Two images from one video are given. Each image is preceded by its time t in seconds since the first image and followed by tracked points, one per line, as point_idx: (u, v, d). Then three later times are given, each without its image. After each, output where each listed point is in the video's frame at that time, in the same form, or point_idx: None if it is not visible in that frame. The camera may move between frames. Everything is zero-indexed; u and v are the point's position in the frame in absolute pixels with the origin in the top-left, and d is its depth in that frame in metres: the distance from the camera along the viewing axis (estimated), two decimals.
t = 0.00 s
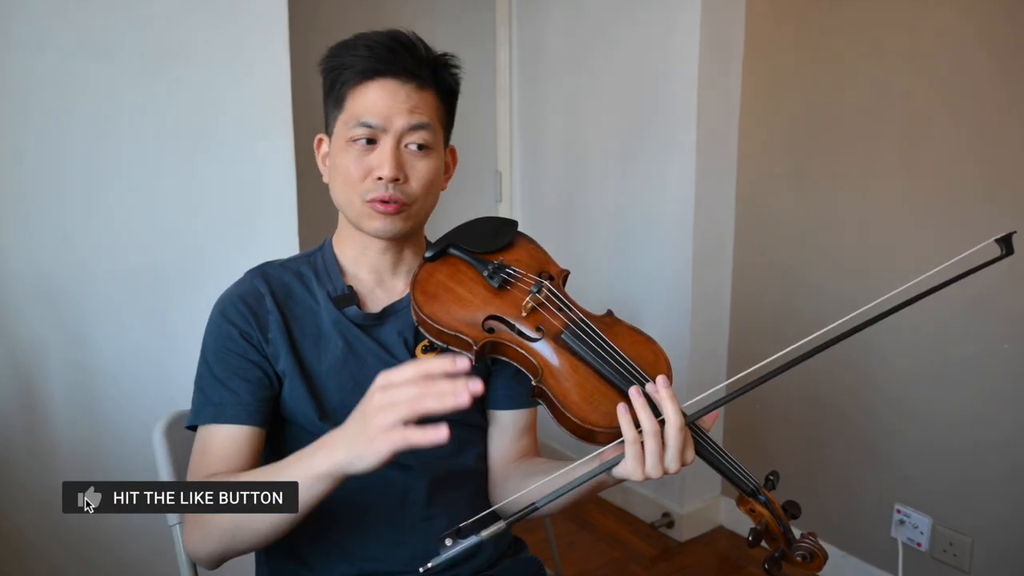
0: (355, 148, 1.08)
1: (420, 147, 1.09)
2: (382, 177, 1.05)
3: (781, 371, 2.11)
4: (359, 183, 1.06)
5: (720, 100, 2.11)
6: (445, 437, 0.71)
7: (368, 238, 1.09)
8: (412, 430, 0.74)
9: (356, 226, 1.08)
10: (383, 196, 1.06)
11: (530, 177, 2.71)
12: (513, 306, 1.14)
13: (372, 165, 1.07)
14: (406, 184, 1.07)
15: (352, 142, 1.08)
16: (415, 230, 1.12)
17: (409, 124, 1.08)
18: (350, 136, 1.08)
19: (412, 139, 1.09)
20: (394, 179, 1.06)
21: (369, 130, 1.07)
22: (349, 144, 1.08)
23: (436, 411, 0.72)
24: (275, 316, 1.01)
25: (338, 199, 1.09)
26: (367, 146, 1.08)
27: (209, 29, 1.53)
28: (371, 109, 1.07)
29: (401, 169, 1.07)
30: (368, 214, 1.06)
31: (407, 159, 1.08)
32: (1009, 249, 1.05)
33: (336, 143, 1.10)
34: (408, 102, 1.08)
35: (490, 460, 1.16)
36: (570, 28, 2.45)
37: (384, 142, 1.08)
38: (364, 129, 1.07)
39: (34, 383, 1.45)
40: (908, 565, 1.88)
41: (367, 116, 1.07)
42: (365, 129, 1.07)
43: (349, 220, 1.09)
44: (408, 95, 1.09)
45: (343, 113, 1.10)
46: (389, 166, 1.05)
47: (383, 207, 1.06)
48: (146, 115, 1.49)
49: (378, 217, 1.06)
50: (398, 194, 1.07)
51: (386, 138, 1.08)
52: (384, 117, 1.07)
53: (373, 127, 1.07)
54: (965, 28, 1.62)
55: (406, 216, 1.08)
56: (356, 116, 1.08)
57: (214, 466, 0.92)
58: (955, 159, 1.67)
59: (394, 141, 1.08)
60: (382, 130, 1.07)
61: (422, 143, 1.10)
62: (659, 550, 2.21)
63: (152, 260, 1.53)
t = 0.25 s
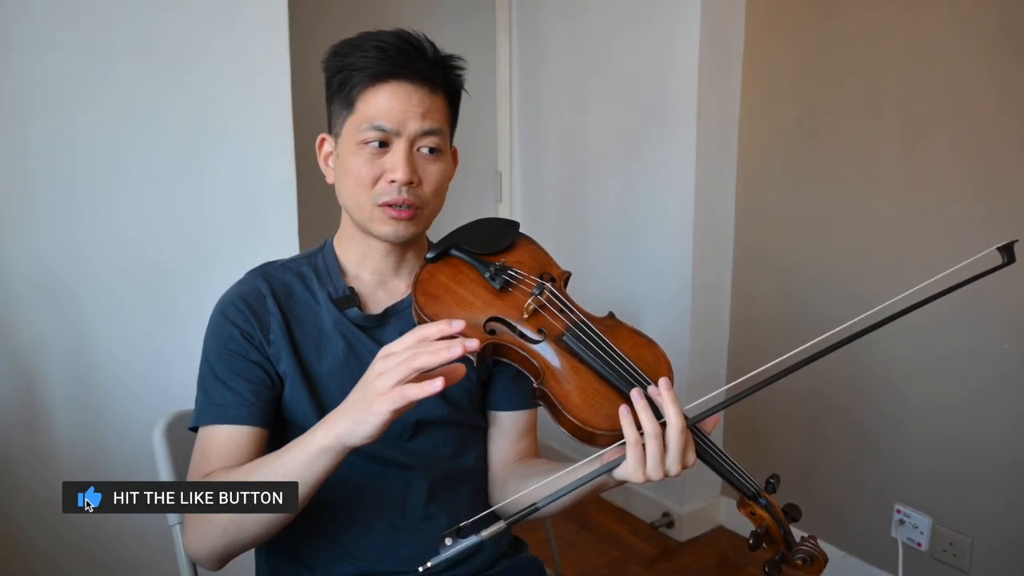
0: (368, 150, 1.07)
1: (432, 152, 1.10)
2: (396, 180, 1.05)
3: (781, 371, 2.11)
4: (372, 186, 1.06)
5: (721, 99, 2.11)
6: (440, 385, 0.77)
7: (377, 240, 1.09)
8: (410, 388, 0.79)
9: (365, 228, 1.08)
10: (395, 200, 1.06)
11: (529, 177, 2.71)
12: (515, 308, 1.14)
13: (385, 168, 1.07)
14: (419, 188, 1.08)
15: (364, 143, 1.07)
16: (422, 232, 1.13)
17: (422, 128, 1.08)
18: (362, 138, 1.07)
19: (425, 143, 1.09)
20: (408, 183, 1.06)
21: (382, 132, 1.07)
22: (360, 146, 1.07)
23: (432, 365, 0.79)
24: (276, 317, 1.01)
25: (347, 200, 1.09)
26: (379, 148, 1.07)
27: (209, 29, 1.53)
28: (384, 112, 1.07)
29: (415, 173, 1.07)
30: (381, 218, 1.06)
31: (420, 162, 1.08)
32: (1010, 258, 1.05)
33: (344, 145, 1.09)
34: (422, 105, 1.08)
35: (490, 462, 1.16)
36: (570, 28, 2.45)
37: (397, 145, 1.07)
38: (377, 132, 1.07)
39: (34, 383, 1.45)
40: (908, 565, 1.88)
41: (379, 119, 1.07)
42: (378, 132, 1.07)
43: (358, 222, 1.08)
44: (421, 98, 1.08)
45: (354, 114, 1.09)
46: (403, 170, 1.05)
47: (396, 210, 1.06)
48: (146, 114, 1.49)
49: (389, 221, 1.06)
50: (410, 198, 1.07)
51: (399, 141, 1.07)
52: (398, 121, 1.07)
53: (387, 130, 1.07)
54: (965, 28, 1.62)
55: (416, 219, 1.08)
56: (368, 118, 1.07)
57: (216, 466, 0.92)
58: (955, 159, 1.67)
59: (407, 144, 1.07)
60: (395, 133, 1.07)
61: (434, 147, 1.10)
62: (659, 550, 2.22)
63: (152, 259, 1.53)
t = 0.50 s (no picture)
0: (370, 151, 1.07)
1: (434, 152, 1.10)
2: (399, 181, 1.05)
3: (781, 371, 2.11)
4: (374, 187, 1.06)
5: (720, 99, 2.11)
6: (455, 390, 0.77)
7: (377, 241, 1.09)
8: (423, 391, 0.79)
9: (366, 230, 1.08)
10: (398, 201, 1.07)
11: (529, 177, 2.71)
12: (514, 308, 1.14)
13: (387, 169, 1.07)
14: (421, 189, 1.08)
15: (366, 145, 1.07)
16: (422, 233, 1.13)
17: (424, 129, 1.08)
18: (364, 139, 1.07)
19: (427, 144, 1.09)
20: (411, 184, 1.06)
21: (384, 133, 1.07)
22: (362, 148, 1.07)
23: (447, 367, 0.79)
24: (276, 318, 1.01)
25: (348, 202, 1.09)
26: (381, 149, 1.07)
27: (209, 29, 1.53)
28: (385, 113, 1.06)
29: (417, 174, 1.07)
30: (382, 219, 1.06)
31: (422, 163, 1.08)
32: (1010, 258, 1.05)
33: (345, 145, 1.09)
34: (423, 106, 1.08)
35: (490, 461, 1.16)
36: (570, 28, 2.45)
37: (399, 146, 1.07)
38: (379, 134, 1.06)
39: (34, 383, 1.45)
40: (908, 565, 1.88)
41: (382, 120, 1.06)
42: (379, 133, 1.06)
43: (358, 223, 1.08)
44: (423, 99, 1.08)
45: (355, 115, 1.08)
46: (406, 172, 1.05)
47: (398, 211, 1.07)
48: (146, 114, 1.49)
49: (392, 222, 1.07)
50: (413, 198, 1.07)
51: (401, 142, 1.07)
52: (400, 122, 1.06)
53: (389, 131, 1.07)
54: (965, 28, 1.62)
55: (418, 220, 1.09)
56: (370, 119, 1.07)
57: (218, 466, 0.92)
58: (955, 159, 1.67)
59: (410, 145, 1.07)
60: (397, 134, 1.07)
61: (436, 148, 1.10)
62: (659, 550, 2.22)
63: (153, 259, 1.53)
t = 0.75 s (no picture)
0: (369, 159, 1.07)
1: (434, 165, 1.10)
2: (395, 194, 1.05)
3: (781, 371, 2.11)
4: (371, 196, 1.06)
5: (720, 100, 2.11)
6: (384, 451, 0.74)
7: (373, 246, 1.10)
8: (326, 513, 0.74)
9: (362, 236, 1.09)
10: (394, 212, 1.07)
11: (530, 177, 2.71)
12: (514, 309, 1.14)
13: (386, 179, 1.07)
14: (418, 201, 1.08)
15: (366, 152, 1.07)
16: (419, 241, 1.14)
17: (426, 141, 1.08)
18: (365, 146, 1.07)
19: (428, 157, 1.08)
20: (407, 197, 1.06)
21: (385, 143, 1.06)
22: (362, 154, 1.07)
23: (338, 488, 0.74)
24: (275, 322, 1.00)
25: (347, 206, 1.09)
26: (381, 159, 1.07)
27: (209, 30, 1.53)
28: (388, 122, 1.06)
29: (415, 187, 1.07)
30: (376, 227, 1.07)
31: (421, 176, 1.08)
32: (1009, 256, 1.07)
33: (348, 149, 1.09)
34: (427, 119, 1.07)
35: (491, 461, 1.16)
36: (570, 29, 2.45)
37: (399, 157, 1.07)
38: (379, 143, 1.06)
39: (35, 384, 1.45)
40: (908, 565, 1.88)
41: (384, 130, 1.06)
42: (380, 142, 1.06)
43: (354, 227, 1.09)
44: (427, 112, 1.07)
45: (360, 120, 1.08)
46: (402, 184, 1.05)
47: (394, 222, 1.07)
48: (146, 115, 1.49)
49: (386, 233, 1.07)
50: (409, 211, 1.07)
51: (402, 154, 1.07)
52: (402, 134, 1.06)
53: (390, 142, 1.06)
54: (965, 28, 1.62)
55: (413, 231, 1.09)
56: (372, 127, 1.06)
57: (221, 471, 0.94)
58: (955, 159, 1.67)
59: (410, 158, 1.07)
60: (398, 145, 1.06)
61: (437, 161, 1.10)
62: (659, 550, 2.22)
63: (153, 260, 1.54)
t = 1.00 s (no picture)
0: (376, 163, 1.06)
1: (440, 171, 1.09)
2: (401, 200, 1.05)
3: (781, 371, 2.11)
4: (376, 201, 1.06)
5: (720, 99, 2.11)
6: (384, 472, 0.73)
7: (377, 249, 1.10)
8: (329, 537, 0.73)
9: (366, 239, 1.09)
10: (399, 217, 1.07)
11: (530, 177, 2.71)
12: (513, 311, 1.14)
13: (392, 184, 1.06)
14: (423, 208, 1.08)
15: (372, 156, 1.06)
16: (421, 245, 1.14)
17: (434, 148, 1.08)
18: (371, 150, 1.06)
19: (434, 163, 1.08)
20: (413, 203, 1.06)
21: (392, 148, 1.06)
22: (368, 157, 1.06)
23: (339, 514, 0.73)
24: (274, 325, 1.01)
25: (351, 208, 1.09)
26: (388, 163, 1.06)
27: (208, 30, 1.53)
28: (396, 127, 1.05)
29: (421, 193, 1.07)
30: (381, 231, 1.07)
31: (428, 182, 1.08)
32: (1014, 263, 1.07)
33: (354, 151, 1.09)
34: (436, 125, 1.07)
35: (490, 462, 1.16)
36: (570, 28, 2.44)
37: (407, 163, 1.07)
38: (387, 147, 1.06)
39: (35, 384, 1.45)
40: (908, 565, 1.88)
41: (391, 135, 1.05)
42: (387, 146, 1.06)
43: (358, 229, 1.09)
44: (436, 118, 1.07)
45: (367, 123, 1.07)
46: (409, 190, 1.05)
47: (398, 228, 1.07)
48: (146, 116, 1.49)
49: (390, 238, 1.07)
50: (414, 217, 1.07)
51: (409, 159, 1.07)
52: (410, 140, 1.06)
53: (397, 147, 1.06)
54: (965, 27, 1.62)
55: (417, 236, 1.09)
56: (380, 131, 1.06)
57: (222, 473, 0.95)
58: (955, 159, 1.67)
59: (417, 163, 1.07)
60: (406, 150, 1.06)
61: (443, 167, 1.09)
62: (659, 550, 2.22)
63: (153, 261, 1.54)
